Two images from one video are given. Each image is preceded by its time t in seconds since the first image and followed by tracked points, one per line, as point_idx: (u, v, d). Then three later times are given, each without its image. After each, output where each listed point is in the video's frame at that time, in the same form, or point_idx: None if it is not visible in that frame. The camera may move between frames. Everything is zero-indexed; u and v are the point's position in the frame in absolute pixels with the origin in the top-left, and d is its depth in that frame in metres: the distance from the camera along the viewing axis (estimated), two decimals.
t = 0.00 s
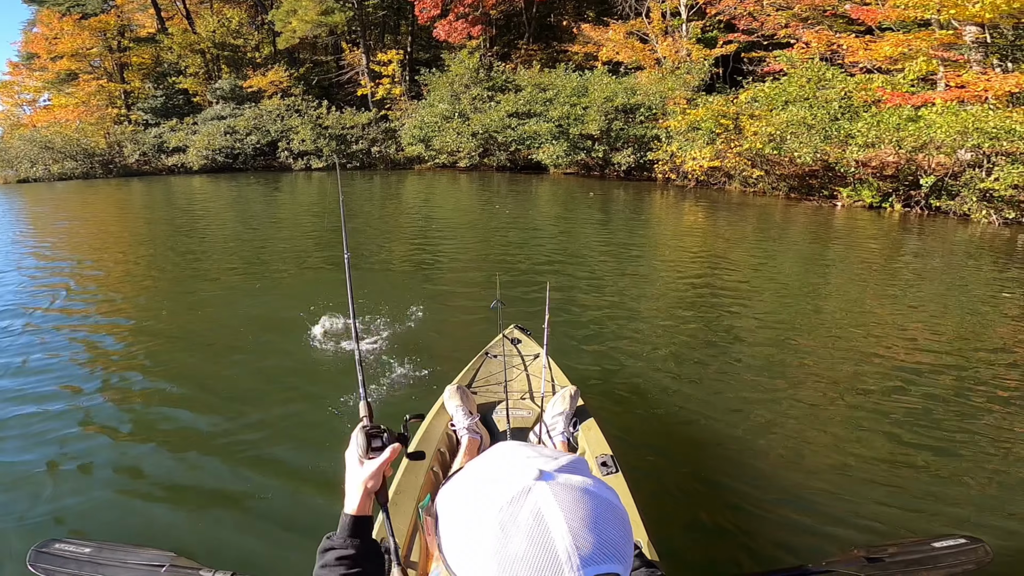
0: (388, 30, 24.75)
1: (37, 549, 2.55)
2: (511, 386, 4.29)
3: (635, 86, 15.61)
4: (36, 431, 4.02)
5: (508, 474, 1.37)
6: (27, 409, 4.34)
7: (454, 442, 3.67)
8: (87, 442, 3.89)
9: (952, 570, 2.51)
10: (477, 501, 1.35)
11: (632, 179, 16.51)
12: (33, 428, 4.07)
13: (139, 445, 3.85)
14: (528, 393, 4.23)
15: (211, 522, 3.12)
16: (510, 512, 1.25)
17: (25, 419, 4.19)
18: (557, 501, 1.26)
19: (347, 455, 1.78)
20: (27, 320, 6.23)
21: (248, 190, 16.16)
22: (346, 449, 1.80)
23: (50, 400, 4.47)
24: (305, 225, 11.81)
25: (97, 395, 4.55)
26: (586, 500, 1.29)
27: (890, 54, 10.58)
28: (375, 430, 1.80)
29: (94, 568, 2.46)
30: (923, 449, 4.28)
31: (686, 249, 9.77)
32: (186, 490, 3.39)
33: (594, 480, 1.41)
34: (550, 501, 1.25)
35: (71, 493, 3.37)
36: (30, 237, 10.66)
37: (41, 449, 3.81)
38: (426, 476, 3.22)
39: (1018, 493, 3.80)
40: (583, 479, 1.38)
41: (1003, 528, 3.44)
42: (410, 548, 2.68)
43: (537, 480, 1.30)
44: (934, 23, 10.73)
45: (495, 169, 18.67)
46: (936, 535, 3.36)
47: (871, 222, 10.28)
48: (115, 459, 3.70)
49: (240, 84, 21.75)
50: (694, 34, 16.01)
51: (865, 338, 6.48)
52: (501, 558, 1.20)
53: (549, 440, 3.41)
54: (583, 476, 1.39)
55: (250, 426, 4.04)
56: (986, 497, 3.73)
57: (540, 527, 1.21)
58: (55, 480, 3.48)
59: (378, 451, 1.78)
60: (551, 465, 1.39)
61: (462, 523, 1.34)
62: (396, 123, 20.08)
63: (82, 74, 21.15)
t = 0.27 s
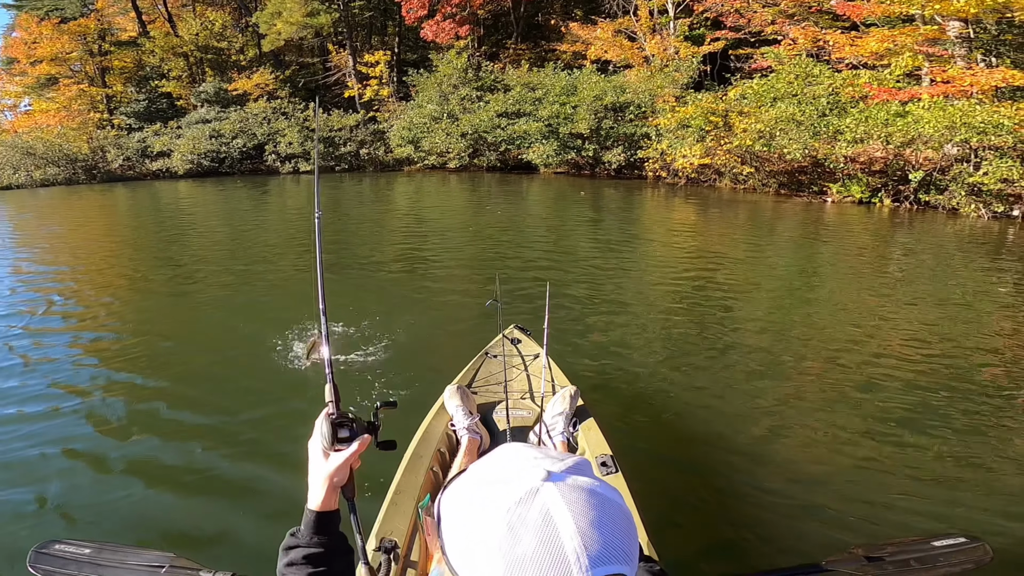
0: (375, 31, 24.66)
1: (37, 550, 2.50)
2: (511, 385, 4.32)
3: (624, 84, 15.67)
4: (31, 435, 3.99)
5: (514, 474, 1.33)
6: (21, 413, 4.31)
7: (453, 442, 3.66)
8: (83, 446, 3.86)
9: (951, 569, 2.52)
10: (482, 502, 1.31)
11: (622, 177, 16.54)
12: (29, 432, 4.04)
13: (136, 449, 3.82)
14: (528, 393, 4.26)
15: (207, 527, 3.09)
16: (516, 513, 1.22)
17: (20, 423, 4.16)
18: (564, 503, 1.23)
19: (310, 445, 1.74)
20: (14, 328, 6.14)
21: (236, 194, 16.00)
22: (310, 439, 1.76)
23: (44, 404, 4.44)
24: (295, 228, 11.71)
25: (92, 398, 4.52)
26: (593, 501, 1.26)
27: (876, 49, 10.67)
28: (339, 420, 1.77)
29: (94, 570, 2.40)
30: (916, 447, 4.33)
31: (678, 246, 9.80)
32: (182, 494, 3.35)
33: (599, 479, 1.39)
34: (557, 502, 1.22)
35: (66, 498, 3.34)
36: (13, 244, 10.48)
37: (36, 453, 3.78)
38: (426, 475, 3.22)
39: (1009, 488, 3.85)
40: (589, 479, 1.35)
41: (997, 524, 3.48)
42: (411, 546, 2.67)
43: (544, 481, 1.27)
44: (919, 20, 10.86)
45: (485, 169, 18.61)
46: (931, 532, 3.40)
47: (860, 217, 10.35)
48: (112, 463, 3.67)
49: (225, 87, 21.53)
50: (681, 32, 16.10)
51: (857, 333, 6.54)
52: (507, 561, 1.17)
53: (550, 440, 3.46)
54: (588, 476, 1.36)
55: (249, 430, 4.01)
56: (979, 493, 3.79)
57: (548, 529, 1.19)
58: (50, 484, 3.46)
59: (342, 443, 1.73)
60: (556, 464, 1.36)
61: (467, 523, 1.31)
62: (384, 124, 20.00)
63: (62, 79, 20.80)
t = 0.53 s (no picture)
0: (365, 32, 24.56)
1: (33, 543, 2.53)
2: (511, 385, 4.32)
3: (616, 83, 15.71)
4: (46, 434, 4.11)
5: (519, 480, 1.29)
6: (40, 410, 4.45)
7: (453, 442, 3.64)
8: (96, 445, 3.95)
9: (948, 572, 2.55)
10: (489, 508, 1.27)
11: (614, 178, 16.55)
12: (45, 430, 4.16)
13: (144, 450, 3.88)
14: (528, 393, 4.26)
15: (207, 529, 3.13)
16: (521, 521, 1.19)
17: (37, 420, 4.29)
18: (569, 513, 1.19)
19: (298, 438, 1.64)
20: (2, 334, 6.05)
21: (224, 196, 15.83)
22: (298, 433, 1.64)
23: (56, 403, 4.54)
24: (287, 230, 11.64)
25: (105, 398, 4.62)
26: (599, 510, 1.23)
27: (866, 48, 10.72)
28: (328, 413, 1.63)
29: (89, 564, 2.41)
30: (909, 445, 4.38)
31: (671, 246, 9.82)
32: (186, 500, 3.35)
33: (607, 488, 1.35)
34: (561, 514, 1.19)
35: (78, 496, 3.43)
36: None
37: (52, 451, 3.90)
38: (426, 475, 3.19)
39: (1001, 487, 3.89)
40: (597, 489, 1.30)
41: (988, 521, 3.53)
42: (411, 547, 2.64)
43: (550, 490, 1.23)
44: (908, 19, 10.94)
45: (476, 170, 18.56)
46: (925, 533, 3.43)
47: (851, 216, 10.42)
48: (124, 463, 3.75)
49: (213, 89, 21.33)
50: (673, 32, 16.13)
51: (851, 331, 6.58)
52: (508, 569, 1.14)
53: (551, 440, 3.48)
54: (595, 485, 1.32)
55: (249, 435, 4.00)
56: (971, 491, 3.83)
57: (554, 540, 1.15)
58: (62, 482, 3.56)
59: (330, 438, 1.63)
60: (560, 472, 1.32)
61: (469, 531, 1.27)
62: (375, 126, 19.91)
63: (46, 80, 20.47)
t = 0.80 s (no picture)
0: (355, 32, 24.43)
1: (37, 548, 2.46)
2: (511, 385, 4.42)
3: (608, 83, 15.75)
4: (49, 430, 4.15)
5: (525, 504, 1.18)
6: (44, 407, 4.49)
7: (453, 442, 3.67)
8: (98, 442, 3.97)
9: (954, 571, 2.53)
10: (492, 532, 1.17)
11: (606, 178, 16.53)
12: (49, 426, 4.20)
13: (145, 449, 3.88)
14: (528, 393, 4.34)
15: (202, 526, 3.14)
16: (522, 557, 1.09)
17: (37, 419, 4.30)
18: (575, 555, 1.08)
19: (296, 458, 1.57)
20: None
21: (213, 198, 15.65)
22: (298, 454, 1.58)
23: (57, 401, 4.56)
24: (278, 232, 11.53)
25: (108, 395, 4.64)
26: (611, 541, 1.13)
27: (856, 47, 10.80)
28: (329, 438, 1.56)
29: (94, 568, 2.36)
30: (905, 444, 4.39)
31: (665, 245, 9.82)
32: (186, 499, 3.35)
33: (623, 520, 1.23)
34: (565, 558, 1.07)
35: (79, 491, 3.46)
36: None
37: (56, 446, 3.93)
38: (427, 474, 3.22)
39: (998, 485, 3.91)
40: (611, 521, 1.18)
41: (986, 521, 3.54)
42: (411, 546, 2.65)
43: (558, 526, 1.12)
44: (897, 18, 11.02)
45: (468, 171, 18.48)
46: (924, 532, 3.43)
47: (843, 214, 10.47)
48: (126, 460, 3.77)
49: (200, 90, 21.13)
50: (664, 31, 16.16)
51: (845, 329, 6.60)
52: None
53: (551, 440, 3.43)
54: (610, 517, 1.19)
55: (249, 435, 4.00)
56: (968, 490, 3.84)
57: None
58: (64, 477, 3.59)
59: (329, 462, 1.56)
60: (572, 497, 1.20)
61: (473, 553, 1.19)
62: (365, 126, 19.80)
63: (29, 82, 20.18)
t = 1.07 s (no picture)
0: (347, 31, 24.30)
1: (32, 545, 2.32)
2: (511, 385, 4.61)
3: (603, 83, 15.78)
4: (54, 425, 4.25)
5: None
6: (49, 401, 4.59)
7: (453, 442, 3.81)
8: (100, 438, 4.06)
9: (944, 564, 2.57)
10: None
11: (600, 178, 16.51)
12: (55, 420, 4.30)
13: (147, 448, 3.94)
14: (528, 393, 4.53)
15: (196, 524, 3.22)
16: None
17: (43, 415, 4.38)
18: None
19: (293, 483, 1.46)
20: None
21: (203, 198, 15.49)
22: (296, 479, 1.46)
23: (61, 399, 4.63)
24: (270, 232, 11.44)
25: (112, 392, 4.73)
26: None
27: (850, 48, 10.77)
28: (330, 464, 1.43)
29: (89, 567, 2.21)
30: (900, 446, 4.42)
31: (660, 246, 9.82)
32: (186, 502, 3.40)
33: None
34: None
35: (81, 486, 3.56)
36: None
37: (61, 440, 4.04)
38: (426, 474, 3.30)
39: (991, 485, 3.95)
40: None
41: (981, 523, 3.56)
42: (411, 546, 2.66)
43: None
44: (890, 19, 11.07)
45: (461, 171, 18.36)
46: (920, 535, 3.46)
47: (837, 215, 10.51)
48: (126, 456, 3.86)
49: (190, 90, 20.95)
50: (658, 31, 16.16)
51: (840, 329, 6.64)
52: None
53: (551, 441, 3.65)
54: None
55: (249, 439, 4.03)
56: (963, 492, 3.87)
57: None
58: (67, 473, 3.69)
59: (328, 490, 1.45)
60: None
61: None
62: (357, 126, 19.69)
63: (16, 82, 19.93)
